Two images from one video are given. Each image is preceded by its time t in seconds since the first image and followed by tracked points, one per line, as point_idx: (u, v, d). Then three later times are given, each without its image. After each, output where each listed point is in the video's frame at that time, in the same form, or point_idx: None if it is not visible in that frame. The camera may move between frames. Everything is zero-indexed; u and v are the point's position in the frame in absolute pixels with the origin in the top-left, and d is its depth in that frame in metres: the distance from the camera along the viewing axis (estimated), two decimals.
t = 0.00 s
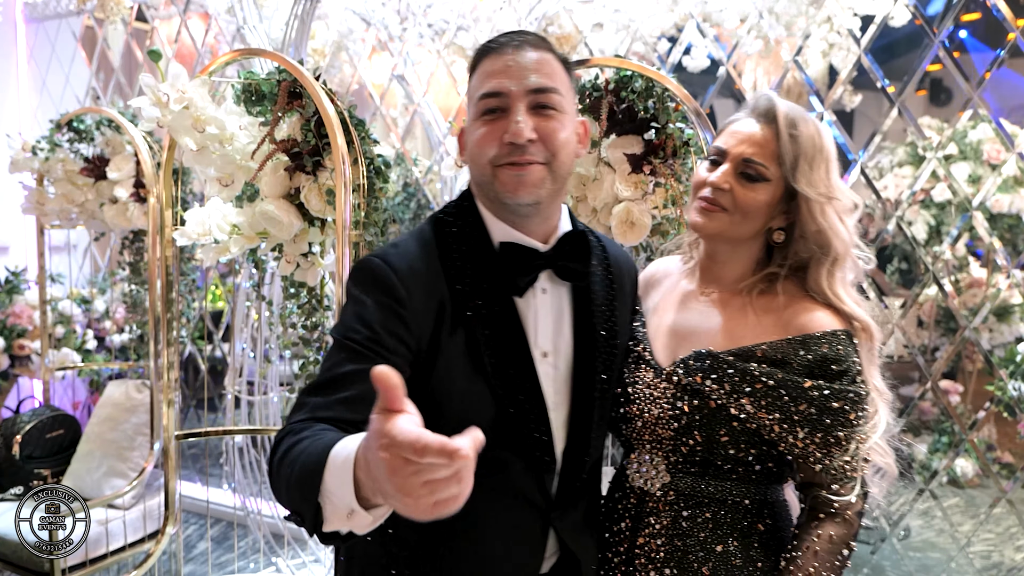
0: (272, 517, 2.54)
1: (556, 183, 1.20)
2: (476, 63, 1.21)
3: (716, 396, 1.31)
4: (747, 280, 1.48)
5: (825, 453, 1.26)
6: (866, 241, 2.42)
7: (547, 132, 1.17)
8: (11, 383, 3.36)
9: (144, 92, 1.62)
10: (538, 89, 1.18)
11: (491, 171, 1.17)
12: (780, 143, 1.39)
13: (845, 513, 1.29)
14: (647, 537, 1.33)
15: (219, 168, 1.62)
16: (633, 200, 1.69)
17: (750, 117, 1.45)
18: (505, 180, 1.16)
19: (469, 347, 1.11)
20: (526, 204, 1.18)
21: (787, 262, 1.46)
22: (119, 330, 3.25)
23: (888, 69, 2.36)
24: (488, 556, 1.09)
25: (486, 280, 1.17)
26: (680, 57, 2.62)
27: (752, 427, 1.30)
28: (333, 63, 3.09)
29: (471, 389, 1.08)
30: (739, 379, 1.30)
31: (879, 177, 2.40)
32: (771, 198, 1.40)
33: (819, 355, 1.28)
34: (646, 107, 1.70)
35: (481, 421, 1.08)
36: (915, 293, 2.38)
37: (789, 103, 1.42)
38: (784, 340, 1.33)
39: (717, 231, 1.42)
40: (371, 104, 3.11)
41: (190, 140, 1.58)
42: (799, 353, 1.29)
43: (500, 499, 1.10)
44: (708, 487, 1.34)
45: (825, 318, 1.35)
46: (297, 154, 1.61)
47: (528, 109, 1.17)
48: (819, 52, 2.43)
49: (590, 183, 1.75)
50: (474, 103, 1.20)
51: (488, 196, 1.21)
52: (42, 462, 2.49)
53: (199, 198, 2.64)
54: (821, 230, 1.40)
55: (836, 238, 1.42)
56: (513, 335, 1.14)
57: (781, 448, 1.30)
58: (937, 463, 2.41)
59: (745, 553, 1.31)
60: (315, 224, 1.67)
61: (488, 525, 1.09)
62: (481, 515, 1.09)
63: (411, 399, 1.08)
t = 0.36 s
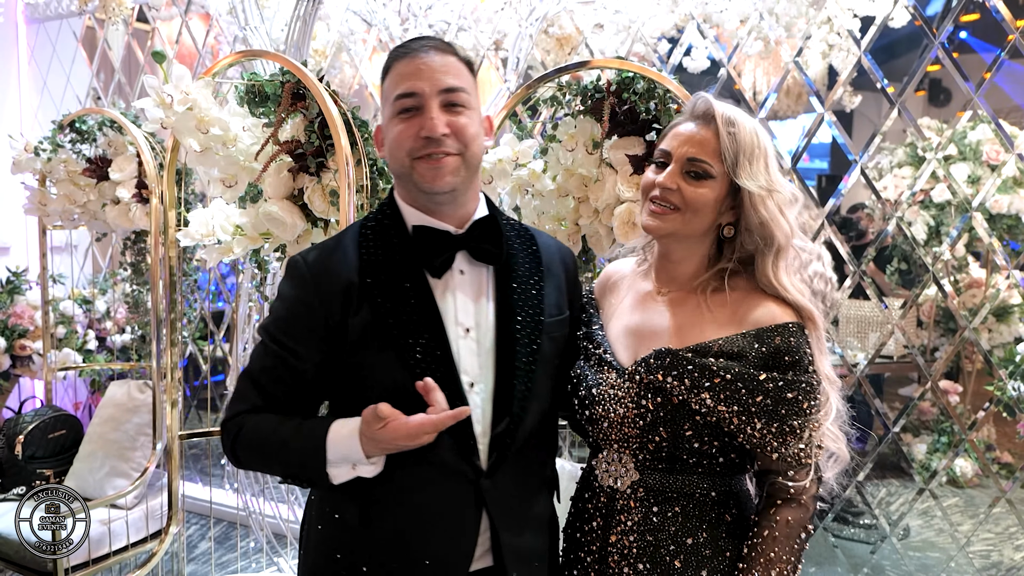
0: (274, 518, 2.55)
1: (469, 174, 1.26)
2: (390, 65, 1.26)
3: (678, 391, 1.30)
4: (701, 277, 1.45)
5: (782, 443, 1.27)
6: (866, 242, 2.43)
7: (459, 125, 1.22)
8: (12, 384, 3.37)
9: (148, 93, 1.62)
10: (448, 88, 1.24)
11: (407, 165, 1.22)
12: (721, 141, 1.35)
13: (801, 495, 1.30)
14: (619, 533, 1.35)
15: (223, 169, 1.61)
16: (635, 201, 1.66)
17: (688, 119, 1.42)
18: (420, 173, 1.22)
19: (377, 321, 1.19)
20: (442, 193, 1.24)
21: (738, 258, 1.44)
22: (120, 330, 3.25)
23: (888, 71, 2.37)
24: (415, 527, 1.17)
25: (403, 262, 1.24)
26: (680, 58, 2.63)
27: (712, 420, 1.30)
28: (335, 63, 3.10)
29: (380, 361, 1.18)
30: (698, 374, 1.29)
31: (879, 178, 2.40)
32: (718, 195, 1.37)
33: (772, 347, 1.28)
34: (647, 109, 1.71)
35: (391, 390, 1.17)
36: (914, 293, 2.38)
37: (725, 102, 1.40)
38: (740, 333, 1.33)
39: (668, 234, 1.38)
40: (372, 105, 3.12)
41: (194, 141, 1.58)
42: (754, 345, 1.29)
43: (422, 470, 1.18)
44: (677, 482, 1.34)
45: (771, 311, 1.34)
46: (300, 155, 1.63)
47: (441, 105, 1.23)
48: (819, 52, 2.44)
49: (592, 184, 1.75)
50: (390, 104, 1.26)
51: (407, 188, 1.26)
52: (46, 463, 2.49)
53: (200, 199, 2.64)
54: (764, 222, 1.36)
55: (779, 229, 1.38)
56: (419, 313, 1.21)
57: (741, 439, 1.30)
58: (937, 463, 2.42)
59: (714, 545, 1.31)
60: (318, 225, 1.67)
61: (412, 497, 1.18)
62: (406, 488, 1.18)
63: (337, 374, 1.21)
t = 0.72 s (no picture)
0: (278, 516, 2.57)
1: (441, 182, 1.37)
2: (360, 91, 1.39)
3: (670, 387, 1.31)
4: (683, 270, 1.47)
5: (771, 431, 1.29)
6: (864, 242, 2.46)
7: (428, 140, 1.34)
8: (18, 383, 3.40)
9: (156, 95, 1.64)
10: (413, 106, 1.36)
11: (384, 180, 1.34)
12: (672, 135, 1.41)
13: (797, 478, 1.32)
14: (621, 530, 1.35)
15: (230, 170, 1.64)
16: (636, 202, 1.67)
17: (635, 125, 1.46)
18: (396, 186, 1.34)
19: (354, 305, 1.28)
20: (418, 204, 1.36)
21: (710, 241, 1.48)
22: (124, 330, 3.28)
23: (887, 72, 2.39)
24: (395, 510, 1.19)
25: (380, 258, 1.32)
26: (678, 58, 2.65)
27: (705, 413, 1.31)
28: (337, 64, 3.12)
29: (355, 344, 1.24)
30: (687, 369, 1.30)
31: (877, 178, 2.43)
32: (683, 183, 1.40)
33: (758, 336, 1.30)
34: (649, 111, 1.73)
35: (366, 368, 1.23)
36: (912, 293, 2.41)
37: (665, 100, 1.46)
38: (727, 324, 1.34)
39: (646, 231, 1.40)
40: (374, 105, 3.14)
41: (201, 143, 1.61)
42: (740, 335, 1.31)
43: (396, 453, 1.21)
44: (676, 477, 1.35)
45: (746, 292, 1.37)
46: (307, 157, 1.65)
47: (409, 122, 1.35)
48: (818, 54, 2.46)
49: (595, 186, 1.78)
50: (364, 125, 1.38)
51: (386, 201, 1.38)
52: (52, 462, 2.52)
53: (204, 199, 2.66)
54: (727, 199, 1.42)
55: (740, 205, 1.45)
56: (394, 299, 1.28)
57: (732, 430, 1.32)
58: (934, 461, 2.45)
59: (715, 538, 1.32)
60: (324, 226, 1.70)
61: (388, 479, 1.21)
62: (383, 471, 1.21)
63: (312, 363, 1.27)
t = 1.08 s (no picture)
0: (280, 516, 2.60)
1: (460, 187, 1.43)
2: (388, 101, 1.47)
3: (686, 387, 1.35)
4: (697, 277, 1.48)
5: (786, 437, 1.30)
6: (860, 244, 2.49)
7: (449, 144, 1.40)
8: (20, 385, 3.42)
9: (163, 102, 1.68)
10: (435, 115, 1.42)
11: (405, 183, 1.40)
12: (676, 143, 1.42)
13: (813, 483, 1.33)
14: (636, 531, 1.39)
15: (234, 176, 1.67)
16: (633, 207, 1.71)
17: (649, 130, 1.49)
18: (416, 189, 1.39)
19: (377, 302, 1.36)
20: (438, 206, 1.41)
21: (724, 249, 1.45)
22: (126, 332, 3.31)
23: (883, 76, 2.42)
24: (417, 501, 1.27)
25: (401, 261, 1.40)
26: (675, 61, 2.67)
27: (720, 415, 1.34)
28: (337, 68, 3.15)
29: (378, 338, 1.33)
30: (703, 370, 1.33)
31: (873, 181, 2.47)
32: (686, 192, 1.41)
33: (776, 340, 1.32)
34: (645, 118, 1.75)
35: (388, 364, 1.31)
36: (907, 293, 2.45)
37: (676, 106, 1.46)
38: (745, 328, 1.37)
39: (651, 238, 1.45)
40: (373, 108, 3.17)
41: (207, 149, 1.64)
42: (758, 339, 1.33)
43: (416, 443, 1.29)
44: (693, 479, 1.38)
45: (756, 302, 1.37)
46: (311, 163, 1.68)
47: (431, 128, 1.41)
48: (814, 58, 2.49)
49: (592, 191, 1.80)
50: (388, 131, 1.45)
51: (407, 203, 1.44)
52: (58, 461, 2.55)
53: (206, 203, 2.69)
54: (733, 208, 1.38)
55: (753, 213, 1.41)
56: (416, 298, 1.36)
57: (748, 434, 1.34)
58: (929, 460, 2.48)
59: (729, 542, 1.34)
60: (327, 230, 1.72)
61: (407, 469, 1.28)
62: (404, 464, 1.28)
63: (335, 357, 1.35)
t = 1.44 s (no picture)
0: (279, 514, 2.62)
1: (518, 189, 1.45)
2: (428, 109, 1.46)
3: (723, 392, 1.33)
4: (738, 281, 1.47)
5: (826, 448, 1.27)
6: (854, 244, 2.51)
7: (508, 148, 1.41)
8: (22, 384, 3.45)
9: (166, 104, 1.70)
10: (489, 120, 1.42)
11: (466, 189, 1.40)
12: (726, 143, 1.40)
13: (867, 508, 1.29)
14: (668, 535, 1.38)
15: (236, 177, 1.71)
16: (628, 208, 1.76)
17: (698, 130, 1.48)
18: (480, 194, 1.40)
19: (417, 299, 1.40)
20: (501, 209, 1.42)
21: (768, 254, 1.43)
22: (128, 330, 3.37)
23: (877, 78, 2.46)
24: (449, 498, 1.31)
25: (447, 260, 1.43)
26: (671, 63, 2.70)
27: (758, 423, 1.31)
28: (336, 70, 3.17)
29: (416, 333, 1.37)
30: (743, 376, 1.32)
31: (869, 182, 2.49)
32: (732, 194, 1.40)
33: (820, 350, 1.29)
34: (640, 120, 1.78)
35: (424, 358, 1.36)
36: (901, 292, 2.49)
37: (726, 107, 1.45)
38: (787, 335, 1.33)
39: (695, 238, 1.44)
40: (373, 110, 3.19)
41: (209, 151, 1.67)
42: (802, 347, 1.30)
43: (448, 442, 1.33)
44: (728, 485, 1.35)
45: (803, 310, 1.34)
46: (311, 165, 1.70)
47: (486, 133, 1.42)
48: (810, 59, 2.51)
49: (588, 192, 1.83)
50: (438, 143, 1.44)
51: (469, 209, 1.45)
52: (61, 460, 2.57)
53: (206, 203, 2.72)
54: (779, 213, 1.37)
55: (802, 219, 1.38)
56: (456, 297, 1.39)
57: (787, 444, 1.31)
58: (924, 459, 2.51)
59: (765, 552, 1.31)
60: (327, 231, 1.75)
61: (440, 465, 1.32)
62: (440, 463, 1.32)
63: (376, 346, 1.43)
